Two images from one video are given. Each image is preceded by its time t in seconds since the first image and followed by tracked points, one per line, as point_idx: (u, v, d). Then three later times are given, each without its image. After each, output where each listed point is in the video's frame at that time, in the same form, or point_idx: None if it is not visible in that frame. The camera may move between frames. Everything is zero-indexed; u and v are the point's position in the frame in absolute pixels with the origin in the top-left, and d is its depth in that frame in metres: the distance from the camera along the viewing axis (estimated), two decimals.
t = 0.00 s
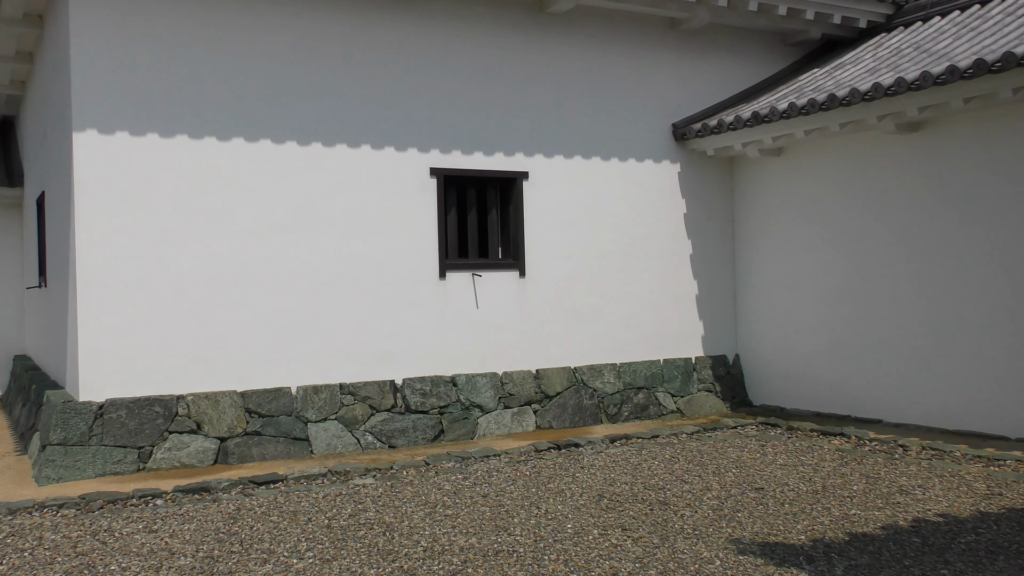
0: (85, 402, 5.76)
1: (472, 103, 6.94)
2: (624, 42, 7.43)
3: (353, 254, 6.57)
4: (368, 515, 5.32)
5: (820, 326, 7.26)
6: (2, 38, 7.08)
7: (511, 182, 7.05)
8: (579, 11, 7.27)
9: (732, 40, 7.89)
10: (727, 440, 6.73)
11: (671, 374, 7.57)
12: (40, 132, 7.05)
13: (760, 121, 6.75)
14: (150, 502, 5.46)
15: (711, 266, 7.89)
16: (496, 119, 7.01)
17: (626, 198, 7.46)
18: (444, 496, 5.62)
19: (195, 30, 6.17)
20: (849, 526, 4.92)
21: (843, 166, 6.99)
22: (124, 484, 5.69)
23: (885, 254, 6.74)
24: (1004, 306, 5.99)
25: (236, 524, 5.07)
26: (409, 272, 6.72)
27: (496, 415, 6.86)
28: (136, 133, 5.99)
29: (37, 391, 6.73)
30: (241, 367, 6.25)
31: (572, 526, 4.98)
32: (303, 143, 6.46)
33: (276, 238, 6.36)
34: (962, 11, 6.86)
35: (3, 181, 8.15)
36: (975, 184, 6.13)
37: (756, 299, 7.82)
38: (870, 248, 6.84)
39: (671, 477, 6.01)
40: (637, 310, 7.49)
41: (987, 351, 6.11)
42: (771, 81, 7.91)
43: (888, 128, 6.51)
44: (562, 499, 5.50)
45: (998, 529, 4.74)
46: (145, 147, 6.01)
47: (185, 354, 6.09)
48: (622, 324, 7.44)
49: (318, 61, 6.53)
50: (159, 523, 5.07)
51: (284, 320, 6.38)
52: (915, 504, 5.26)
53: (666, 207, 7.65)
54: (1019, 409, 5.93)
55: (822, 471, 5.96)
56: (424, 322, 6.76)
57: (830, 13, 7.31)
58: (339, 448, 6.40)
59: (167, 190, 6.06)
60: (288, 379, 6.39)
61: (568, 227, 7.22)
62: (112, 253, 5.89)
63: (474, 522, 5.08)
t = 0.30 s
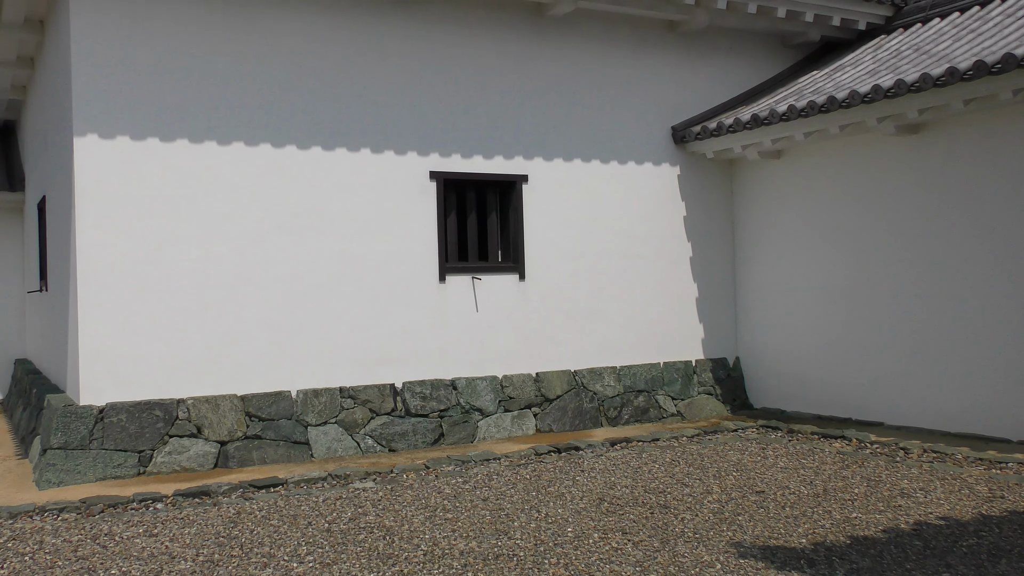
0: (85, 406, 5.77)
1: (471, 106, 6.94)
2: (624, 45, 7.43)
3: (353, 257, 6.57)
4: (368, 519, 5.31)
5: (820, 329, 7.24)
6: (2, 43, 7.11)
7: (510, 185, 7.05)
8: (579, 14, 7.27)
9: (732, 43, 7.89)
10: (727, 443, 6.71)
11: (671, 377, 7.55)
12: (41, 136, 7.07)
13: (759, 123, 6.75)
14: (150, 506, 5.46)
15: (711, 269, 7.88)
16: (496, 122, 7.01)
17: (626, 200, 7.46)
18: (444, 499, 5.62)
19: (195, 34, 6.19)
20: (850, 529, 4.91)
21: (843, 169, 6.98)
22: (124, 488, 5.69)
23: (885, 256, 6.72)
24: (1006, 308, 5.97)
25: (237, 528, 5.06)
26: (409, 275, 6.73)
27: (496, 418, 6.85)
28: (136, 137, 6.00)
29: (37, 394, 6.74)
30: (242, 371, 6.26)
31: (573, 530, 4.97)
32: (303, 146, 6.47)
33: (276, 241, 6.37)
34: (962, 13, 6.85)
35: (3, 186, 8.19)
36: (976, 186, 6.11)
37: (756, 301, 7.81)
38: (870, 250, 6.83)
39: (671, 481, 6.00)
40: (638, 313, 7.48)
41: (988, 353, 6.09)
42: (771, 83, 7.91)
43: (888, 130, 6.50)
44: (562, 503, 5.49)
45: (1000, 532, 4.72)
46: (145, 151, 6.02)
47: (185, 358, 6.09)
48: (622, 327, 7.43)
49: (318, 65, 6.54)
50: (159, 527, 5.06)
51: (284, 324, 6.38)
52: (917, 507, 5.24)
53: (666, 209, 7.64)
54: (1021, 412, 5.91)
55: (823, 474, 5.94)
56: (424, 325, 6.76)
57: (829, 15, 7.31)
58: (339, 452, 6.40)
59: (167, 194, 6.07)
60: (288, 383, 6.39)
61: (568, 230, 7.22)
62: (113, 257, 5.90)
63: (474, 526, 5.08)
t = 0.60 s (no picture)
0: (85, 424, 5.77)
1: (471, 123, 6.95)
2: (623, 61, 7.44)
3: (353, 274, 6.58)
4: (368, 536, 5.30)
5: (820, 344, 7.24)
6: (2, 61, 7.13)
7: (510, 203, 7.06)
8: (579, 30, 7.29)
9: (731, 59, 7.90)
10: (727, 459, 6.71)
11: (671, 394, 7.55)
12: (41, 155, 7.08)
13: (759, 139, 6.76)
14: (150, 524, 5.46)
15: (711, 284, 7.88)
16: (495, 139, 7.02)
17: (626, 217, 7.46)
18: (444, 516, 5.61)
19: (195, 52, 6.20)
20: (851, 546, 4.90)
21: (843, 185, 6.98)
22: (124, 506, 5.68)
23: (885, 271, 6.72)
24: (1006, 323, 5.97)
25: (236, 546, 5.06)
26: (409, 292, 6.73)
27: (496, 435, 6.84)
28: (136, 155, 6.01)
29: (37, 413, 6.75)
30: (242, 389, 6.26)
31: (573, 547, 4.97)
32: (303, 164, 6.48)
33: (276, 259, 6.37)
34: (962, 29, 6.85)
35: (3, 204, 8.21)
36: (976, 202, 6.11)
37: (756, 317, 7.81)
38: (870, 266, 6.83)
39: (672, 497, 5.99)
40: (637, 330, 7.48)
41: (989, 368, 6.08)
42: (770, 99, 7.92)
43: (888, 146, 6.50)
44: (562, 520, 5.48)
45: (1001, 548, 4.71)
46: (145, 168, 6.03)
47: (185, 376, 6.09)
48: (622, 343, 7.43)
49: (318, 82, 6.54)
50: (159, 545, 5.05)
51: (284, 341, 6.38)
52: (917, 523, 5.23)
53: (666, 225, 7.65)
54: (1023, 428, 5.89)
55: (823, 490, 5.94)
56: (424, 342, 6.76)
57: (829, 31, 7.31)
58: (339, 469, 6.39)
59: (167, 211, 6.08)
60: (288, 401, 6.38)
61: (568, 248, 7.22)
62: (113, 274, 5.90)
63: (474, 543, 5.07)
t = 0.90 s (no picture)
0: (85, 452, 5.73)
1: (469, 150, 6.97)
2: (620, 88, 7.48)
3: (352, 301, 6.57)
4: (367, 565, 5.27)
5: (820, 368, 7.21)
6: (4, 91, 7.17)
7: (509, 230, 7.08)
8: (577, 56, 7.32)
9: (727, 84, 7.94)
10: (728, 486, 6.68)
11: (671, 421, 7.53)
12: (42, 186, 7.13)
13: (757, 165, 6.76)
14: (150, 553, 5.43)
15: (710, 309, 7.88)
16: (494, 166, 7.04)
17: (624, 243, 7.48)
18: (443, 545, 5.58)
19: (194, 81, 6.23)
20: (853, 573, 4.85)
21: (841, 210, 6.97)
22: (125, 534, 5.64)
23: (885, 297, 6.70)
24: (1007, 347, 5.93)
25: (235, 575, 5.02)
26: (408, 319, 6.73)
27: (495, 463, 6.83)
28: (136, 184, 6.01)
29: (38, 441, 6.75)
30: (242, 416, 6.23)
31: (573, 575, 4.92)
32: (301, 193, 6.48)
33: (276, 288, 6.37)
34: (959, 52, 6.83)
35: (5, 232, 8.27)
36: (974, 226, 6.08)
37: (756, 341, 7.80)
38: (869, 291, 6.81)
39: (672, 524, 5.95)
40: (637, 355, 7.48)
41: (990, 392, 6.04)
42: (768, 123, 7.92)
43: (886, 170, 6.46)
44: (562, 548, 5.44)
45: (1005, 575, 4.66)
46: (145, 196, 6.03)
47: (185, 404, 6.07)
48: (621, 368, 7.43)
49: (317, 111, 6.57)
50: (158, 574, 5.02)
51: (284, 370, 6.36)
52: (919, 550, 5.18)
53: (664, 251, 7.66)
54: None
55: (824, 517, 5.90)
56: (424, 369, 6.76)
57: (826, 56, 7.31)
58: (339, 497, 6.36)
59: (167, 239, 6.08)
60: (288, 429, 6.35)
61: (566, 275, 7.23)
62: (114, 301, 5.90)
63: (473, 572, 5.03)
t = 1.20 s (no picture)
0: (86, 489, 5.66)
1: (469, 186, 7.03)
2: (618, 124, 7.58)
3: (353, 337, 6.57)
4: None
5: (823, 401, 7.16)
6: (11, 131, 7.29)
7: (509, 265, 7.11)
8: (575, 92, 7.42)
9: (724, 119, 8.02)
10: (731, 523, 6.60)
11: (673, 456, 7.49)
12: (47, 224, 7.22)
13: (756, 199, 6.78)
14: None
15: (711, 343, 7.88)
16: (493, 201, 7.09)
17: (623, 278, 7.51)
18: None
19: (198, 119, 6.30)
20: None
21: (840, 243, 6.97)
22: (125, 572, 5.55)
23: (886, 329, 6.66)
24: (1012, 380, 5.86)
25: None
26: (409, 354, 6.73)
27: (496, 499, 6.78)
28: (139, 221, 6.04)
29: (39, 478, 6.75)
30: (243, 453, 6.18)
31: None
32: (302, 229, 6.51)
33: (277, 324, 6.36)
34: (957, 84, 6.85)
35: (10, 269, 8.36)
36: (975, 258, 6.05)
37: (758, 374, 7.76)
38: (871, 324, 6.77)
39: (675, 562, 5.83)
40: (638, 390, 7.47)
41: (997, 427, 5.95)
42: (765, 157, 8.01)
43: (886, 203, 6.43)
44: None
45: None
46: (148, 234, 6.06)
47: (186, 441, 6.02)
48: (623, 402, 7.41)
49: (318, 148, 6.63)
50: None
51: (285, 405, 6.33)
52: None
53: (664, 286, 7.69)
54: None
55: (830, 554, 5.79)
56: (425, 405, 6.74)
57: (824, 90, 7.35)
58: (339, 534, 6.26)
59: (169, 275, 6.08)
60: (288, 465, 6.29)
61: (566, 309, 7.25)
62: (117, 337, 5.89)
63: None
